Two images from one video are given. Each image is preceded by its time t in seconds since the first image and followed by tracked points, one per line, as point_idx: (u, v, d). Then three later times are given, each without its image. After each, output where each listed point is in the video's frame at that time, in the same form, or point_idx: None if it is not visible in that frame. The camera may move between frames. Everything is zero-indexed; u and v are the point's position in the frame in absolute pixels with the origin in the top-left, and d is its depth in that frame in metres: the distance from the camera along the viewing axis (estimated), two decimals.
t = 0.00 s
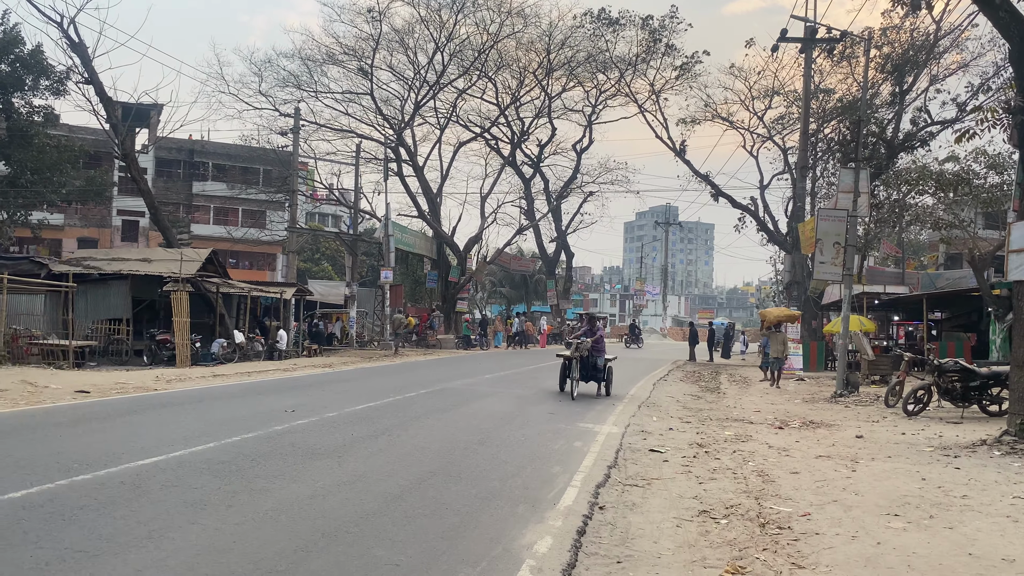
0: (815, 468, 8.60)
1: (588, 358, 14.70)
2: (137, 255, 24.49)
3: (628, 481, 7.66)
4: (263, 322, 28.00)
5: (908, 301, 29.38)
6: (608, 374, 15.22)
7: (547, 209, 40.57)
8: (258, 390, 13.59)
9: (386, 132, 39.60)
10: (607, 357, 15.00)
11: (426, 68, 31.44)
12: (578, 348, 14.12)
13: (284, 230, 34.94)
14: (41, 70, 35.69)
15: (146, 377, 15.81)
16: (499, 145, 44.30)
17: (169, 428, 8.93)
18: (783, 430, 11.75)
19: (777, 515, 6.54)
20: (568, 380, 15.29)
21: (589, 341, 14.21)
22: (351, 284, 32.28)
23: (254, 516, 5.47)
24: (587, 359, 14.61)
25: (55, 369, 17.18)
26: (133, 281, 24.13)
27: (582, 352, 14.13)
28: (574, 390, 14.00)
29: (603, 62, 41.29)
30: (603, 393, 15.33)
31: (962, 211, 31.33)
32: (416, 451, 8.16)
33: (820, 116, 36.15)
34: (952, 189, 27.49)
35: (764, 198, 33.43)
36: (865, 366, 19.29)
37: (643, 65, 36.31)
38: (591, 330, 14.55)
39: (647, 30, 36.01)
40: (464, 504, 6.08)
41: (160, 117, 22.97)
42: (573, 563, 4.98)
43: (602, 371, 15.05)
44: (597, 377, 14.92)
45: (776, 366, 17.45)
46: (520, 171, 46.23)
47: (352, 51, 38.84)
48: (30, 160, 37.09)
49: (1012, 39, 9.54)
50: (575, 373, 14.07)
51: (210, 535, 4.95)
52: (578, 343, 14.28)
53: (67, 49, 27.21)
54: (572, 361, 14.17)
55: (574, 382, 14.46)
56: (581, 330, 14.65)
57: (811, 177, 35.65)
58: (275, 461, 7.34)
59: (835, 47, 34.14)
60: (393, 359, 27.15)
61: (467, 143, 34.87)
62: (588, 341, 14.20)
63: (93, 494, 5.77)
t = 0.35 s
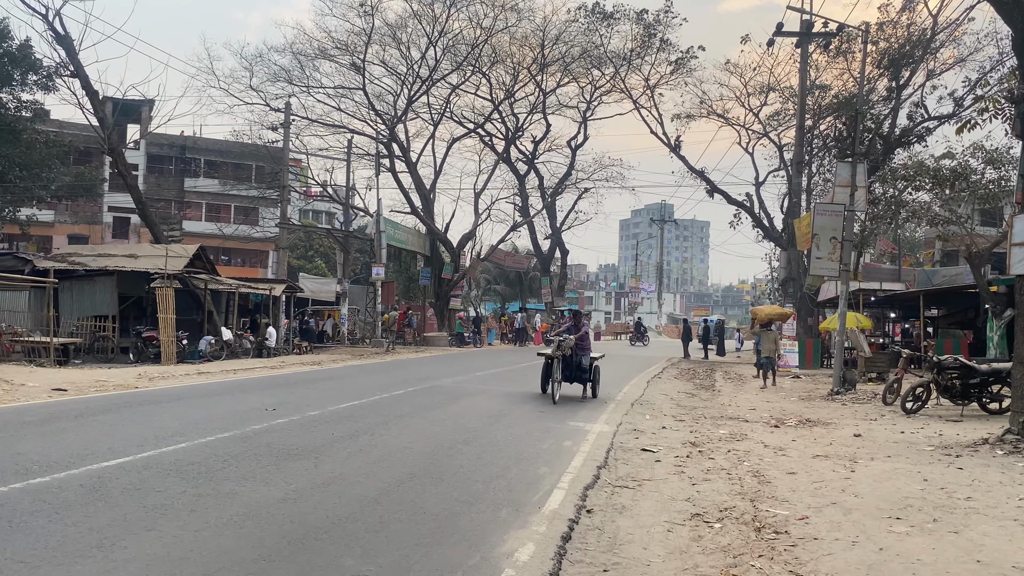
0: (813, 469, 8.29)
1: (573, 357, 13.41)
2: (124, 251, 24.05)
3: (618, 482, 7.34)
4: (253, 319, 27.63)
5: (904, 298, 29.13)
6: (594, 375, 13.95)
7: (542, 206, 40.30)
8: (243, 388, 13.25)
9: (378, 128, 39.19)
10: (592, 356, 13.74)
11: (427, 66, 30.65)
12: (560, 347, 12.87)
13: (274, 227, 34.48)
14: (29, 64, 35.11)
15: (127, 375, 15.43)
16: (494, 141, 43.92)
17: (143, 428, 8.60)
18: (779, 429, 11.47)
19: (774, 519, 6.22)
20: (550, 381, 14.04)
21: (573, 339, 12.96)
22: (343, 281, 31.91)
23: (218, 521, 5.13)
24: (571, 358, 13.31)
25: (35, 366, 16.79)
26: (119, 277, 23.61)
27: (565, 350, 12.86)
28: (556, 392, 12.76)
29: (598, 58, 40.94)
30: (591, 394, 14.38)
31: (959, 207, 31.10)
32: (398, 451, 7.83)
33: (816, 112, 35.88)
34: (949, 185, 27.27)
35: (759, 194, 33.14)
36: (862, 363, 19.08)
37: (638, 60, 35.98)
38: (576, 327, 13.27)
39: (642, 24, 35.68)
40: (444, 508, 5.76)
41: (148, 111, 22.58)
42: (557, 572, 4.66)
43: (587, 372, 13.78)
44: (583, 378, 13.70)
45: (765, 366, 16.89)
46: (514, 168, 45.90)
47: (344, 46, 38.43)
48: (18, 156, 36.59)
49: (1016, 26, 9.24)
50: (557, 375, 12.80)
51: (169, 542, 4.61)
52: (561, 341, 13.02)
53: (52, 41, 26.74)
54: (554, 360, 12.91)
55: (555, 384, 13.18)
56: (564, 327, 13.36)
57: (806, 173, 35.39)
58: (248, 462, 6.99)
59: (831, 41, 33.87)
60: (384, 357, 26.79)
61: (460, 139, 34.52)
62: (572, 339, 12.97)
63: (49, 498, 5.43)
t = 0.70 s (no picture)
0: (808, 474, 8.00)
1: (552, 360, 12.08)
2: (109, 249, 23.60)
3: (605, 489, 7.01)
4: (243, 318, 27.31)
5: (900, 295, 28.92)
6: (577, 380, 12.65)
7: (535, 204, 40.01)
8: (224, 389, 12.89)
9: (370, 125, 38.88)
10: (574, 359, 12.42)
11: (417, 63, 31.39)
12: (538, 348, 11.56)
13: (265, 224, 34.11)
14: (16, 60, 34.54)
15: (108, 375, 15.05)
16: (487, 139, 43.64)
17: (111, 433, 8.22)
18: (773, 431, 11.17)
19: (768, 530, 5.91)
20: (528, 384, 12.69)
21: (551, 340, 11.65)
22: (333, 279, 31.55)
23: (172, 536, 4.77)
24: (550, 361, 11.99)
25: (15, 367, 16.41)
26: (104, 275, 23.07)
27: (543, 352, 11.54)
28: (533, 400, 11.42)
29: (592, 55, 40.64)
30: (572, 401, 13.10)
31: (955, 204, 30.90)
32: (376, 457, 7.48)
33: (811, 109, 35.66)
34: (945, 182, 27.05)
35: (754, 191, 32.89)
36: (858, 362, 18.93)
37: (632, 57, 35.68)
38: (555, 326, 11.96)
39: (636, 21, 35.38)
40: (419, 520, 5.41)
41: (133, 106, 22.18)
42: None
43: (568, 376, 12.46)
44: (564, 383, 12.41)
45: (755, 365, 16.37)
46: (508, 165, 45.60)
47: (336, 41, 38.05)
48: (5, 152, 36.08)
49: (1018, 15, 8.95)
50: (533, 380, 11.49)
51: (116, 562, 4.27)
52: (538, 341, 11.71)
53: (37, 35, 26.34)
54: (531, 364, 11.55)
55: (533, 389, 11.87)
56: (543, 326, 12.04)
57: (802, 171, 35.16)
58: (216, 469, 6.65)
59: (827, 37, 33.64)
60: (375, 356, 26.44)
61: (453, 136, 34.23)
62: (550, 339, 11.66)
63: None
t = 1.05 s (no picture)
0: (810, 477, 7.68)
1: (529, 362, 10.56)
2: (96, 245, 23.16)
3: (598, 494, 6.67)
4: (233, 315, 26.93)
5: (898, 293, 28.66)
6: (558, 385, 11.15)
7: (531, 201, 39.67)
8: (208, 388, 12.53)
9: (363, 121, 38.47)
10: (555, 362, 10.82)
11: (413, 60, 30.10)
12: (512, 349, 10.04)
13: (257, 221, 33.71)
14: (4, 54, 34.02)
15: (89, 374, 14.66)
16: (481, 135, 43.24)
17: (81, 434, 7.85)
18: (771, 431, 10.85)
19: (770, 538, 5.58)
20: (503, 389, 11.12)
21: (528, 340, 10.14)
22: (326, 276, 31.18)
23: (129, 548, 4.42)
24: (526, 365, 10.47)
25: None
26: (90, 274, 22.57)
27: (519, 353, 10.03)
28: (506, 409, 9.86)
29: (588, 51, 40.27)
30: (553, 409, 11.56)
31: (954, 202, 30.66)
32: (358, 459, 7.13)
33: (807, 106, 35.36)
34: (943, 179, 26.84)
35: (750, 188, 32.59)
36: (857, 360, 18.78)
37: (628, 52, 35.31)
38: (534, 324, 10.43)
39: (631, 15, 35.02)
40: (397, 530, 5.07)
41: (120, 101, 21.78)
42: None
43: (548, 380, 10.98)
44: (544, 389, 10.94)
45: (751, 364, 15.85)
46: (503, 162, 45.26)
47: (329, 36, 37.62)
48: None
49: None
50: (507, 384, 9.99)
51: None
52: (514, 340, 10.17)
53: (22, 28, 25.88)
54: (505, 367, 9.98)
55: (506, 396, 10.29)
56: (520, 323, 10.53)
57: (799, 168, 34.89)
58: (187, 473, 6.29)
59: (824, 32, 33.35)
60: (367, 355, 26.08)
61: (448, 132, 33.85)
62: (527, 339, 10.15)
63: None
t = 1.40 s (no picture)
0: (813, 486, 7.37)
1: (502, 371, 9.11)
2: (84, 244, 22.79)
3: (591, 506, 6.35)
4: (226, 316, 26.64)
5: (898, 293, 28.42)
6: (536, 397, 9.74)
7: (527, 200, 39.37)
8: (194, 390, 12.21)
9: (358, 119, 38.09)
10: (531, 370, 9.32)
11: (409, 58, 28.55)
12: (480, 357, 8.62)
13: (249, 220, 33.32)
14: None
15: (73, 376, 14.30)
16: (478, 134, 42.94)
17: (50, 442, 7.48)
18: (772, 437, 10.55)
19: (773, 555, 5.27)
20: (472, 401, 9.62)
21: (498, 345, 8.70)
22: (319, 276, 30.85)
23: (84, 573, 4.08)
24: (498, 373, 8.99)
25: None
26: (79, 272, 22.15)
27: (489, 360, 8.55)
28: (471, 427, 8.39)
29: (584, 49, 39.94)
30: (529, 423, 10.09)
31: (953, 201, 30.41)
32: (341, 469, 6.82)
33: (806, 104, 35.08)
34: (942, 178, 26.61)
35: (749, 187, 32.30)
36: (856, 362, 18.53)
37: (625, 49, 34.98)
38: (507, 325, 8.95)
39: (628, 12, 34.69)
40: (376, 548, 4.75)
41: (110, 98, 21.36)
42: None
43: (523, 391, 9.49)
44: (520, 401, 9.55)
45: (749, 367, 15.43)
46: (499, 160, 44.94)
47: (323, 33, 37.24)
48: None
49: None
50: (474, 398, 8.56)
51: None
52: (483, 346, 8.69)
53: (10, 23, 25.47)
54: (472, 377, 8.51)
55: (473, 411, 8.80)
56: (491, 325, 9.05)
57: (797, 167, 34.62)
58: (157, 486, 5.95)
59: (823, 30, 33.04)
60: (360, 355, 25.75)
61: (443, 131, 33.49)
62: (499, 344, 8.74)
63: None
